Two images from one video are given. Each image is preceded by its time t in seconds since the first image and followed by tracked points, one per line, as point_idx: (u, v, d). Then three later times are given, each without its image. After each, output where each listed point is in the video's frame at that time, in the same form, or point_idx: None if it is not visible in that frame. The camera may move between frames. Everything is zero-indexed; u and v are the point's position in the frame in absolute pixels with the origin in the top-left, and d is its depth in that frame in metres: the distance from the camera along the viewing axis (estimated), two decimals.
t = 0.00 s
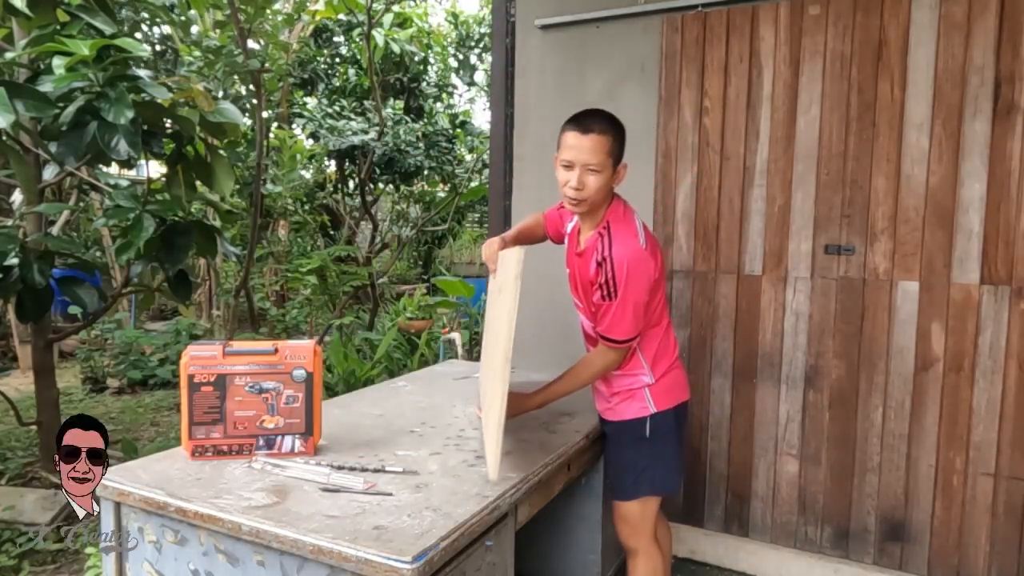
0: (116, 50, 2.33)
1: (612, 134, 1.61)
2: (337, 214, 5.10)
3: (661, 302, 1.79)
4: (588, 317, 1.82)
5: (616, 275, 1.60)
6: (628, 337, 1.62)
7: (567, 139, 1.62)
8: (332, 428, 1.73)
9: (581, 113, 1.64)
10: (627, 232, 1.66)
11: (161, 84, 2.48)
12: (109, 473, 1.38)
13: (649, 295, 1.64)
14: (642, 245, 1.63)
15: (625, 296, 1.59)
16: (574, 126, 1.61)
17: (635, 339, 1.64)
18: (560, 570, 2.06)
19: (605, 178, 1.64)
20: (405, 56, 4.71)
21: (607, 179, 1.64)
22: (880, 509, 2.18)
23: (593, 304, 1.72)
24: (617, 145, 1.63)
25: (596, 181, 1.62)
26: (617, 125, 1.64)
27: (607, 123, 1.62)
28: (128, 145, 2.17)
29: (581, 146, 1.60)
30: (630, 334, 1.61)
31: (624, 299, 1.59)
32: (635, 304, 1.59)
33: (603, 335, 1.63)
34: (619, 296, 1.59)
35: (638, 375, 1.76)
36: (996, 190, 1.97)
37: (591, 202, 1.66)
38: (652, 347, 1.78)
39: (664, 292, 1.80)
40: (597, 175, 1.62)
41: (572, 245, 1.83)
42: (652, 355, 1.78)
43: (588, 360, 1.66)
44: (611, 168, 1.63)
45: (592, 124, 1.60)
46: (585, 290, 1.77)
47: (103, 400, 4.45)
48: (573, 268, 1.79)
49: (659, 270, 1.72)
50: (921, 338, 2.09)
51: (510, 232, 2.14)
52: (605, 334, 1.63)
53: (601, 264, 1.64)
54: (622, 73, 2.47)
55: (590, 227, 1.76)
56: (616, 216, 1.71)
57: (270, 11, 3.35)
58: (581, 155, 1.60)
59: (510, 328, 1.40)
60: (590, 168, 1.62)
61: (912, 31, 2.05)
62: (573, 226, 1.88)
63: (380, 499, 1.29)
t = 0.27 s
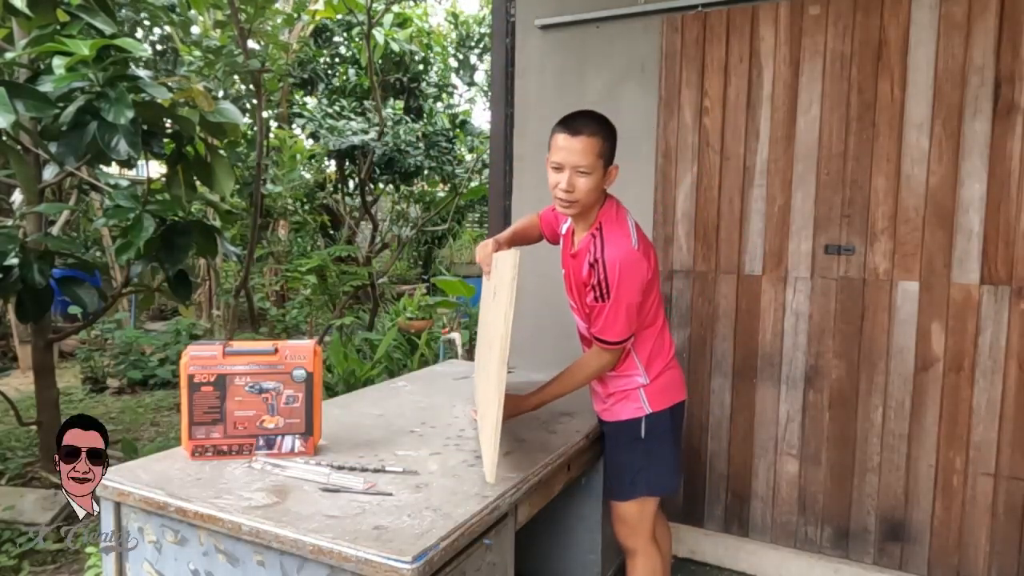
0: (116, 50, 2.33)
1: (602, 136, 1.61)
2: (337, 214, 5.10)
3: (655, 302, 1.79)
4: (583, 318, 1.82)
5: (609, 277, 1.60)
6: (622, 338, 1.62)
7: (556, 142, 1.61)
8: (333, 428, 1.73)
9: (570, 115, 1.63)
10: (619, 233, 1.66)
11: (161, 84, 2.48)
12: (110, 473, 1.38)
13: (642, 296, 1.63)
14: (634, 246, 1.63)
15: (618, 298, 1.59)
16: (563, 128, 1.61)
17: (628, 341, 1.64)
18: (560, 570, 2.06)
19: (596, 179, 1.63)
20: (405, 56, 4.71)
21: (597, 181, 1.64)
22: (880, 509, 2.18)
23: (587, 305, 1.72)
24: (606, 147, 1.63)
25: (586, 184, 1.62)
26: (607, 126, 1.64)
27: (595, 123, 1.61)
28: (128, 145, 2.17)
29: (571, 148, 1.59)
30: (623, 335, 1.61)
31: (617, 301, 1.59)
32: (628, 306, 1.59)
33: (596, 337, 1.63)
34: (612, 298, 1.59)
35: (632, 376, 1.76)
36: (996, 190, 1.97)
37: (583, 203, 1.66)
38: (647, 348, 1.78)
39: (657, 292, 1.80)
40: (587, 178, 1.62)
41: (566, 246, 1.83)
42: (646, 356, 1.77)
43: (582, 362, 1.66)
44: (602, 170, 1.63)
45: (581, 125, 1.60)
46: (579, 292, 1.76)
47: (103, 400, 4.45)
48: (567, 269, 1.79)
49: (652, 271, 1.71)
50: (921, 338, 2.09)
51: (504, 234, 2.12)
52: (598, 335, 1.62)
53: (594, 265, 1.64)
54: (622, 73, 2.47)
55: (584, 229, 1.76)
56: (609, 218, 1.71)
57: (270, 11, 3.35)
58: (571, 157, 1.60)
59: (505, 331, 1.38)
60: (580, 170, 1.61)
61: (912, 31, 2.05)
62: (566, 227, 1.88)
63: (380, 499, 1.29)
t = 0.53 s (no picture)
0: (117, 50, 2.33)
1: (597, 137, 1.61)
2: (337, 214, 5.10)
3: (652, 301, 1.79)
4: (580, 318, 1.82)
5: (605, 277, 1.60)
6: (619, 338, 1.61)
7: (551, 144, 1.61)
8: (333, 428, 1.73)
9: (563, 116, 1.63)
10: (615, 233, 1.66)
11: (161, 84, 2.48)
12: (109, 473, 1.38)
13: (639, 296, 1.63)
14: (631, 246, 1.62)
15: (615, 299, 1.58)
16: (558, 130, 1.61)
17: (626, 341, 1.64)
18: (560, 570, 2.06)
19: (591, 180, 1.63)
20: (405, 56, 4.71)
21: (592, 182, 1.64)
22: (880, 509, 2.18)
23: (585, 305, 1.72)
24: (601, 148, 1.63)
25: (581, 185, 1.62)
26: (601, 127, 1.64)
27: (592, 124, 1.61)
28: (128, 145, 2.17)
29: (566, 150, 1.59)
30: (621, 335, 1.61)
31: (614, 301, 1.59)
32: (625, 306, 1.59)
33: (594, 337, 1.63)
34: (609, 298, 1.59)
35: (630, 375, 1.77)
36: (997, 190, 1.97)
37: (579, 204, 1.66)
38: (644, 347, 1.78)
39: (654, 292, 1.80)
40: (582, 179, 1.62)
41: (564, 247, 1.83)
42: (644, 356, 1.77)
43: (580, 362, 1.66)
44: (597, 171, 1.63)
45: (576, 127, 1.60)
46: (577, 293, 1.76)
47: (103, 401, 4.45)
48: (565, 270, 1.80)
49: (648, 271, 1.71)
50: (921, 338, 2.09)
51: (500, 236, 2.13)
52: (596, 336, 1.62)
53: (591, 266, 1.64)
54: (622, 73, 2.47)
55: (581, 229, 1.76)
56: (606, 218, 1.71)
57: (270, 11, 3.35)
58: (566, 159, 1.60)
59: (509, 332, 1.38)
60: (575, 172, 1.61)
61: (912, 31, 2.05)
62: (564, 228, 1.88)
63: (380, 499, 1.29)
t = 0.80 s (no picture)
0: (116, 50, 2.33)
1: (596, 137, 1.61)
2: (337, 214, 5.10)
3: (651, 301, 1.79)
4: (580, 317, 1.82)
5: (604, 278, 1.60)
6: (619, 338, 1.61)
7: (549, 145, 1.61)
8: (332, 427, 1.73)
9: (562, 117, 1.63)
10: (614, 233, 1.66)
11: (161, 84, 2.48)
12: (109, 473, 1.38)
13: (638, 296, 1.63)
14: (630, 246, 1.62)
15: (614, 299, 1.58)
16: (557, 131, 1.61)
17: (625, 341, 1.64)
18: (560, 570, 2.06)
19: (589, 181, 1.63)
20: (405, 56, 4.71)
21: (591, 182, 1.64)
22: (880, 509, 2.18)
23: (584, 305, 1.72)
24: (599, 149, 1.63)
25: (580, 186, 1.62)
26: (600, 127, 1.64)
27: (591, 124, 1.61)
28: (128, 145, 2.16)
29: (565, 151, 1.59)
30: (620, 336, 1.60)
31: (613, 301, 1.58)
32: (624, 306, 1.59)
33: (593, 338, 1.63)
34: (608, 298, 1.59)
35: (629, 375, 1.77)
36: (996, 190, 1.97)
37: (578, 205, 1.66)
38: (643, 347, 1.78)
39: (653, 291, 1.80)
40: (580, 180, 1.62)
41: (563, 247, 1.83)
42: (643, 356, 1.77)
43: (579, 362, 1.66)
44: (595, 171, 1.63)
45: (574, 128, 1.60)
46: (577, 292, 1.76)
47: (103, 400, 4.45)
48: (565, 270, 1.80)
49: (647, 271, 1.71)
50: (921, 338, 2.09)
51: (500, 236, 2.13)
52: (595, 335, 1.62)
53: (590, 266, 1.64)
54: (622, 73, 2.47)
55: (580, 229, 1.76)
56: (605, 219, 1.71)
57: (270, 11, 3.35)
58: (564, 160, 1.60)
59: (511, 333, 1.38)
60: (573, 173, 1.61)
61: (912, 31, 2.05)
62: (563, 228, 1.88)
63: (380, 499, 1.29)
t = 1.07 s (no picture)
0: (116, 50, 2.33)
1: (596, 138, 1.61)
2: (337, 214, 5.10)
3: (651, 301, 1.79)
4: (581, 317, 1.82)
5: (604, 278, 1.59)
6: (619, 339, 1.61)
7: (549, 146, 1.61)
8: (332, 427, 1.73)
9: (561, 117, 1.63)
10: (615, 234, 1.66)
11: (161, 84, 2.48)
12: (109, 473, 1.38)
13: (638, 297, 1.63)
14: (630, 246, 1.63)
15: (614, 299, 1.58)
16: (556, 132, 1.61)
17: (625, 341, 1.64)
18: (560, 570, 2.06)
19: (589, 182, 1.63)
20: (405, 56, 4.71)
21: (590, 183, 1.64)
22: (880, 509, 2.18)
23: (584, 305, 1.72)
24: (599, 150, 1.63)
25: (580, 187, 1.62)
26: (600, 127, 1.64)
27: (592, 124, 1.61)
28: (128, 145, 2.16)
29: (564, 152, 1.59)
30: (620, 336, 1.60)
31: (614, 302, 1.58)
32: (624, 307, 1.59)
33: (594, 338, 1.63)
34: (608, 299, 1.59)
35: (629, 375, 1.77)
36: (997, 190, 1.97)
37: (578, 206, 1.66)
38: (644, 347, 1.78)
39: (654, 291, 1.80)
40: (580, 181, 1.62)
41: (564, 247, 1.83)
42: (643, 356, 1.77)
43: (580, 362, 1.66)
44: (595, 172, 1.63)
45: (574, 128, 1.60)
46: (578, 293, 1.76)
47: (103, 400, 4.45)
48: (565, 270, 1.80)
49: (648, 271, 1.71)
50: (921, 338, 2.09)
51: (500, 237, 2.13)
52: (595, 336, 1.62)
53: (590, 266, 1.64)
54: (622, 73, 2.47)
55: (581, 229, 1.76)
56: (605, 219, 1.71)
57: (270, 11, 3.35)
58: (564, 161, 1.60)
59: (513, 335, 1.38)
60: (574, 174, 1.61)
61: (912, 31, 2.05)
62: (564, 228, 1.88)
63: (380, 499, 1.29)
